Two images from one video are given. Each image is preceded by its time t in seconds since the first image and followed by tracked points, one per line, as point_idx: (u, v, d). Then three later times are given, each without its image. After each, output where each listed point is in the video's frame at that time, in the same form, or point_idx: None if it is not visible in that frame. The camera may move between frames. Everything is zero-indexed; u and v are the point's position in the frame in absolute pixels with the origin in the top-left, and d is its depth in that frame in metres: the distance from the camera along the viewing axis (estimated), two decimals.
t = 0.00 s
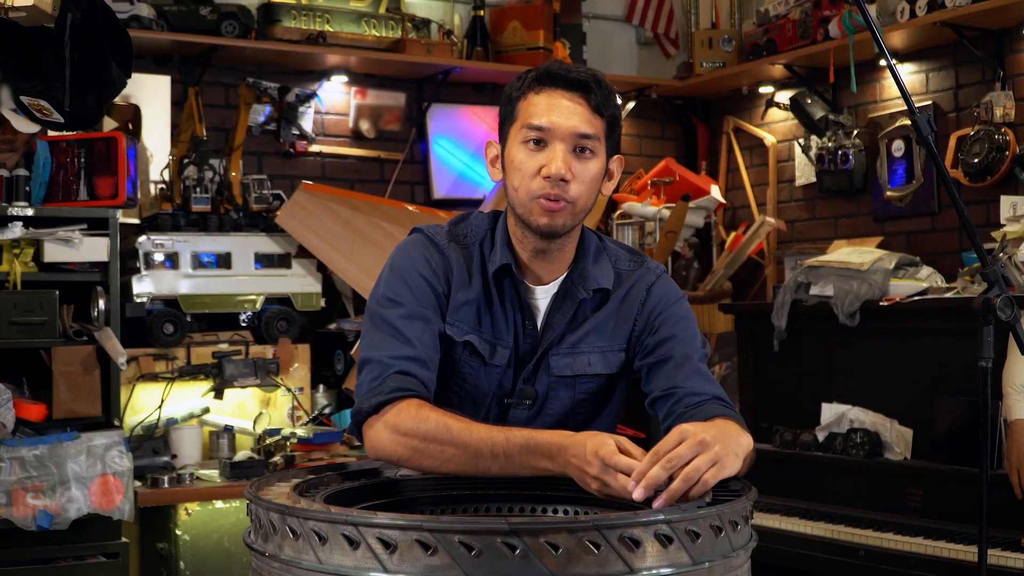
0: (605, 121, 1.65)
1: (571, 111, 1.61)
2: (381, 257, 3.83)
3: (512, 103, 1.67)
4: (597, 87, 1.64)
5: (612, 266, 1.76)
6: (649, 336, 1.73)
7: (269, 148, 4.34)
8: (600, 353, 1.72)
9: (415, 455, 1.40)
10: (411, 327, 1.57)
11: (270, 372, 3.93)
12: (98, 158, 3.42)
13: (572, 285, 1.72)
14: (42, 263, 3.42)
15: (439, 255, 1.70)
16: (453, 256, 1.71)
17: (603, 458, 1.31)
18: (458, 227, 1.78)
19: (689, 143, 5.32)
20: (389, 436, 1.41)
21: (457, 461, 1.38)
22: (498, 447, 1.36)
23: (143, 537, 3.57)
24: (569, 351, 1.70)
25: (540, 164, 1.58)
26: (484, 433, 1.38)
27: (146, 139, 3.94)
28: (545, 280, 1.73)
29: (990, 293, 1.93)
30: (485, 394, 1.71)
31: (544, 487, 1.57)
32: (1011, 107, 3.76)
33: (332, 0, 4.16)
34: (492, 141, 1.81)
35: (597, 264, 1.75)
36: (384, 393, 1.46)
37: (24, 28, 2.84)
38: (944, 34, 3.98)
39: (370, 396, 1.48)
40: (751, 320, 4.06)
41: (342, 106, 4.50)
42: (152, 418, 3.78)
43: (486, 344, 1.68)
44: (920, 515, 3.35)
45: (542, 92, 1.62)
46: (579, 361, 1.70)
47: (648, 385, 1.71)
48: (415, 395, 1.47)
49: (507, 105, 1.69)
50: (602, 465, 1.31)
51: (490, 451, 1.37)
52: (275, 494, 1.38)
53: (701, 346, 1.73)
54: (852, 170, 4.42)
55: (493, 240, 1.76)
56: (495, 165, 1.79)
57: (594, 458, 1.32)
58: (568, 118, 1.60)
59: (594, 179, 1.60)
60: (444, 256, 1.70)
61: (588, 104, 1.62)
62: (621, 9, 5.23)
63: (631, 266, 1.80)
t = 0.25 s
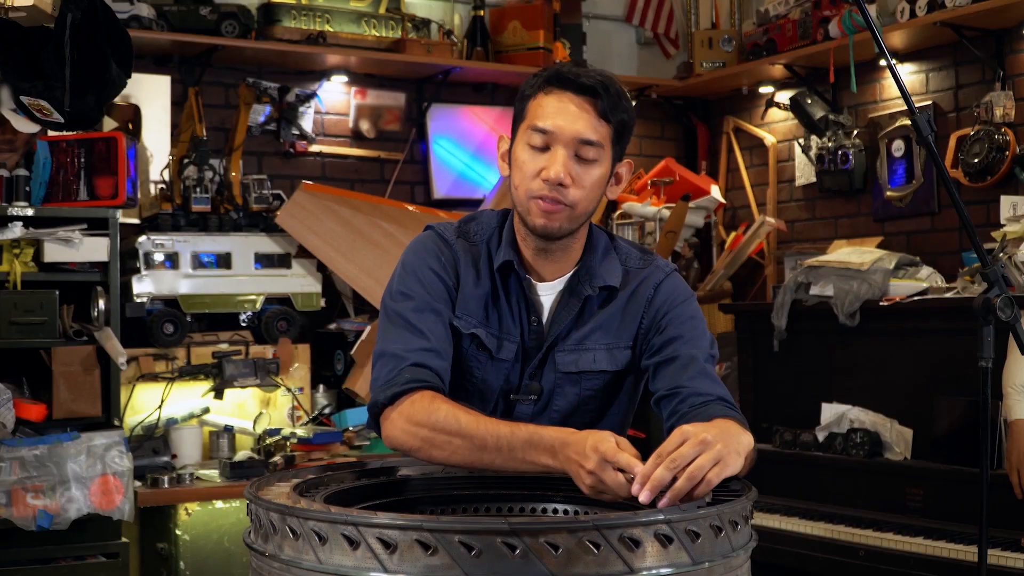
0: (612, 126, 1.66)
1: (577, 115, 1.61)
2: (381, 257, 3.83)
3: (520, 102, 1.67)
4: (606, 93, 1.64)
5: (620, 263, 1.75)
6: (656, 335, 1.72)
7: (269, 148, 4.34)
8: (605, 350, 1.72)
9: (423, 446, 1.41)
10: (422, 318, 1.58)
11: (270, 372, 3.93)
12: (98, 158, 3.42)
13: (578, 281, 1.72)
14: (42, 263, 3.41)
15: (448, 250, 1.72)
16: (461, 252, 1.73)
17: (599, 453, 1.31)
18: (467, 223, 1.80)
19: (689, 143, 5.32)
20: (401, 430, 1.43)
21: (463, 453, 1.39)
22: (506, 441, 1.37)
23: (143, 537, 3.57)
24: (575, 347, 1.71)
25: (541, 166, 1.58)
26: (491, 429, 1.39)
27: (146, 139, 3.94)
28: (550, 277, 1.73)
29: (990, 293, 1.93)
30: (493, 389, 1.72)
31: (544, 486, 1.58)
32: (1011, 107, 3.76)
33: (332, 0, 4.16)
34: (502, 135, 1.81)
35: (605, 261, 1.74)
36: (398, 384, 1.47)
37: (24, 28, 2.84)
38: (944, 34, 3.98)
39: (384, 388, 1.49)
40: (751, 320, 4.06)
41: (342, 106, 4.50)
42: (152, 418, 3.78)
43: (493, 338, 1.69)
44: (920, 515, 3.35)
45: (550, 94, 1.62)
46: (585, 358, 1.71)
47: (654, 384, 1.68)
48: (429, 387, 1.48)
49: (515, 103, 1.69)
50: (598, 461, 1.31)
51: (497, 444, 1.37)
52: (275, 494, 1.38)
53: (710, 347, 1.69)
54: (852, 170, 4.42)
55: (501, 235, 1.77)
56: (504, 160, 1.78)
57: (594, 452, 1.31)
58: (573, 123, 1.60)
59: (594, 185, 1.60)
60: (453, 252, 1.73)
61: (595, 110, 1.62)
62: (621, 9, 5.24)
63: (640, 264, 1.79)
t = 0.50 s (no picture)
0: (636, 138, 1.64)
1: (603, 131, 1.59)
2: (381, 257, 3.83)
3: (542, 108, 1.66)
4: (631, 107, 1.61)
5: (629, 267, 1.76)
6: (662, 338, 1.72)
7: (269, 148, 4.34)
8: (616, 353, 1.72)
9: (416, 440, 1.43)
10: (428, 319, 1.59)
11: (270, 372, 3.93)
12: (98, 158, 3.42)
13: (591, 283, 1.72)
14: (42, 263, 3.41)
15: (458, 251, 1.73)
16: (471, 253, 1.73)
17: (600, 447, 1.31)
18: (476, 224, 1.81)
19: (689, 143, 5.32)
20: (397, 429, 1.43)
21: (456, 447, 1.40)
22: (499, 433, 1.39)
23: (143, 537, 3.57)
24: (586, 351, 1.72)
25: (569, 183, 1.58)
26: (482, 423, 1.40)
27: (146, 139, 3.94)
28: (562, 280, 1.73)
29: (990, 293, 1.93)
30: (501, 392, 1.73)
31: (544, 486, 1.58)
32: (1011, 107, 3.76)
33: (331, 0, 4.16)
34: (516, 135, 1.79)
35: (616, 264, 1.74)
36: (398, 379, 1.48)
37: (24, 28, 2.84)
38: (944, 34, 3.98)
39: (383, 383, 1.50)
40: (751, 320, 4.06)
41: (342, 106, 4.50)
42: (152, 418, 3.78)
43: (503, 340, 1.70)
44: (920, 515, 3.35)
45: (575, 107, 1.60)
46: (595, 361, 1.71)
47: (658, 384, 1.68)
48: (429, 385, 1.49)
49: (538, 107, 1.67)
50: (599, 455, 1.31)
51: (487, 438, 1.39)
52: (275, 494, 1.38)
53: (713, 352, 1.70)
54: (852, 170, 4.42)
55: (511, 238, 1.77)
56: (519, 161, 1.77)
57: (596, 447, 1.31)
58: (601, 139, 1.59)
59: (618, 200, 1.61)
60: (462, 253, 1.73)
61: (621, 125, 1.60)
62: (621, 9, 5.24)
63: (648, 268, 1.79)
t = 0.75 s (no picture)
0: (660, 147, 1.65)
1: (632, 137, 1.59)
2: (381, 258, 3.84)
3: (569, 109, 1.66)
4: (660, 115, 1.62)
5: (637, 273, 1.76)
6: (665, 342, 1.73)
7: (269, 148, 4.34)
8: (622, 359, 1.74)
9: (358, 422, 1.35)
10: (407, 306, 1.54)
11: (270, 372, 3.93)
12: (98, 158, 3.42)
13: (600, 291, 1.73)
14: (42, 263, 3.42)
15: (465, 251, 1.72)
16: (477, 254, 1.72)
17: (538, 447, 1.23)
18: (484, 224, 1.80)
19: (689, 143, 5.32)
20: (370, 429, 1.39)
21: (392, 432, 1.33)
22: (436, 420, 1.31)
23: (143, 537, 3.57)
24: (593, 357, 1.73)
25: (594, 187, 1.58)
26: (419, 412, 1.32)
27: (146, 139, 3.94)
28: (572, 285, 1.74)
29: (990, 293, 1.93)
30: (508, 398, 1.73)
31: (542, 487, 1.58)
32: (1011, 107, 3.76)
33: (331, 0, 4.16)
34: (537, 136, 1.77)
35: (624, 271, 1.74)
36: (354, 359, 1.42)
37: (25, 28, 2.84)
38: (944, 34, 3.98)
39: (342, 361, 1.43)
40: (751, 320, 4.06)
41: (342, 106, 4.50)
42: (152, 418, 3.78)
43: (510, 345, 1.70)
44: (920, 515, 3.35)
45: (606, 111, 1.61)
46: (603, 366, 1.73)
47: (660, 387, 1.67)
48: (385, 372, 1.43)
49: (565, 110, 1.67)
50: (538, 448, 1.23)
51: (422, 425, 1.31)
52: (275, 495, 1.38)
53: (716, 357, 1.69)
54: (852, 170, 4.42)
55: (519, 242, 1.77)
56: (539, 162, 1.75)
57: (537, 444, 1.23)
58: (629, 145, 1.59)
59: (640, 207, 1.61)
60: (468, 252, 1.72)
61: (650, 132, 1.60)
62: (621, 9, 5.24)
63: (654, 273, 1.79)
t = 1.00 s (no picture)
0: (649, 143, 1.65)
1: (618, 133, 1.60)
2: (381, 258, 3.82)
3: (553, 110, 1.67)
4: (647, 110, 1.63)
5: (628, 271, 1.78)
6: (659, 338, 1.75)
7: (269, 148, 4.34)
8: (618, 359, 1.75)
9: (339, 408, 1.34)
10: (400, 303, 1.54)
11: (270, 372, 3.93)
12: (98, 158, 3.42)
13: (592, 294, 1.73)
14: (42, 263, 3.41)
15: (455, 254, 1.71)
16: (468, 257, 1.72)
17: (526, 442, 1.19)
18: (473, 228, 1.77)
19: (689, 143, 5.32)
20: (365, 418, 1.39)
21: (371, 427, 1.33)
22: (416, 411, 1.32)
23: (143, 537, 3.57)
24: (589, 359, 1.73)
25: (583, 185, 1.58)
26: (399, 403, 1.33)
27: (146, 139, 3.94)
28: (564, 288, 1.73)
29: (990, 293, 1.93)
30: (507, 403, 1.73)
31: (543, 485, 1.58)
32: (1011, 107, 3.76)
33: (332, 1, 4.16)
34: (523, 139, 1.79)
35: (615, 271, 1.75)
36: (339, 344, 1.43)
37: (24, 28, 2.83)
38: (944, 34, 3.98)
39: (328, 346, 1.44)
40: (751, 320, 4.06)
41: (342, 106, 4.50)
42: (153, 418, 3.79)
43: (508, 352, 1.70)
44: (920, 515, 3.35)
45: (592, 109, 1.62)
46: (599, 368, 1.73)
47: (656, 386, 1.72)
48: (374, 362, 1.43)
49: (550, 110, 1.68)
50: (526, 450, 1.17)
51: (401, 414, 1.31)
52: (275, 494, 1.38)
53: (709, 349, 1.73)
54: (852, 170, 4.42)
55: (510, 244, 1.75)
56: (525, 166, 1.77)
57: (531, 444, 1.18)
58: (617, 141, 1.59)
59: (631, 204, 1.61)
60: (458, 255, 1.71)
61: (637, 128, 1.61)
62: (621, 9, 5.24)
63: (643, 269, 1.82)
